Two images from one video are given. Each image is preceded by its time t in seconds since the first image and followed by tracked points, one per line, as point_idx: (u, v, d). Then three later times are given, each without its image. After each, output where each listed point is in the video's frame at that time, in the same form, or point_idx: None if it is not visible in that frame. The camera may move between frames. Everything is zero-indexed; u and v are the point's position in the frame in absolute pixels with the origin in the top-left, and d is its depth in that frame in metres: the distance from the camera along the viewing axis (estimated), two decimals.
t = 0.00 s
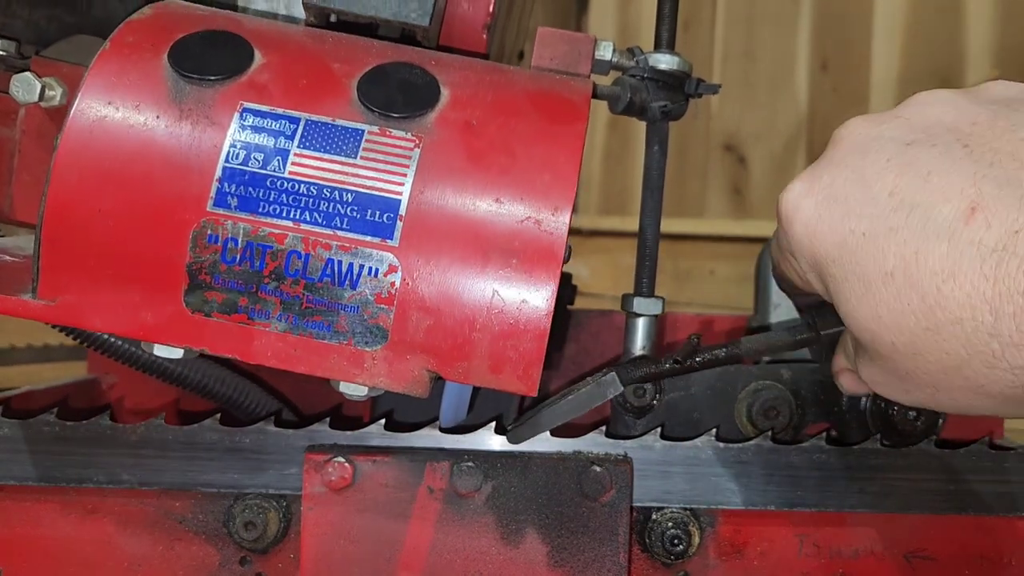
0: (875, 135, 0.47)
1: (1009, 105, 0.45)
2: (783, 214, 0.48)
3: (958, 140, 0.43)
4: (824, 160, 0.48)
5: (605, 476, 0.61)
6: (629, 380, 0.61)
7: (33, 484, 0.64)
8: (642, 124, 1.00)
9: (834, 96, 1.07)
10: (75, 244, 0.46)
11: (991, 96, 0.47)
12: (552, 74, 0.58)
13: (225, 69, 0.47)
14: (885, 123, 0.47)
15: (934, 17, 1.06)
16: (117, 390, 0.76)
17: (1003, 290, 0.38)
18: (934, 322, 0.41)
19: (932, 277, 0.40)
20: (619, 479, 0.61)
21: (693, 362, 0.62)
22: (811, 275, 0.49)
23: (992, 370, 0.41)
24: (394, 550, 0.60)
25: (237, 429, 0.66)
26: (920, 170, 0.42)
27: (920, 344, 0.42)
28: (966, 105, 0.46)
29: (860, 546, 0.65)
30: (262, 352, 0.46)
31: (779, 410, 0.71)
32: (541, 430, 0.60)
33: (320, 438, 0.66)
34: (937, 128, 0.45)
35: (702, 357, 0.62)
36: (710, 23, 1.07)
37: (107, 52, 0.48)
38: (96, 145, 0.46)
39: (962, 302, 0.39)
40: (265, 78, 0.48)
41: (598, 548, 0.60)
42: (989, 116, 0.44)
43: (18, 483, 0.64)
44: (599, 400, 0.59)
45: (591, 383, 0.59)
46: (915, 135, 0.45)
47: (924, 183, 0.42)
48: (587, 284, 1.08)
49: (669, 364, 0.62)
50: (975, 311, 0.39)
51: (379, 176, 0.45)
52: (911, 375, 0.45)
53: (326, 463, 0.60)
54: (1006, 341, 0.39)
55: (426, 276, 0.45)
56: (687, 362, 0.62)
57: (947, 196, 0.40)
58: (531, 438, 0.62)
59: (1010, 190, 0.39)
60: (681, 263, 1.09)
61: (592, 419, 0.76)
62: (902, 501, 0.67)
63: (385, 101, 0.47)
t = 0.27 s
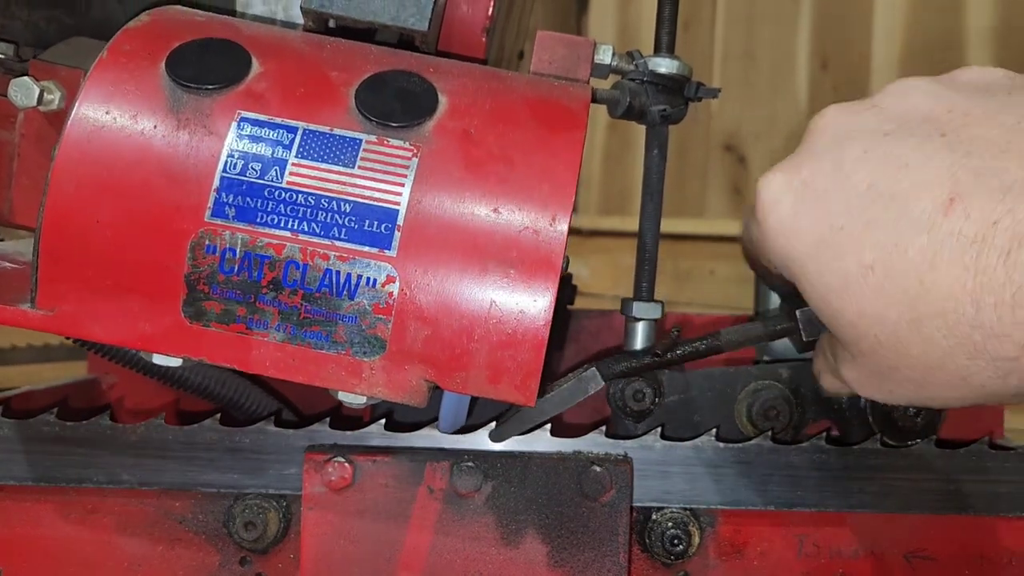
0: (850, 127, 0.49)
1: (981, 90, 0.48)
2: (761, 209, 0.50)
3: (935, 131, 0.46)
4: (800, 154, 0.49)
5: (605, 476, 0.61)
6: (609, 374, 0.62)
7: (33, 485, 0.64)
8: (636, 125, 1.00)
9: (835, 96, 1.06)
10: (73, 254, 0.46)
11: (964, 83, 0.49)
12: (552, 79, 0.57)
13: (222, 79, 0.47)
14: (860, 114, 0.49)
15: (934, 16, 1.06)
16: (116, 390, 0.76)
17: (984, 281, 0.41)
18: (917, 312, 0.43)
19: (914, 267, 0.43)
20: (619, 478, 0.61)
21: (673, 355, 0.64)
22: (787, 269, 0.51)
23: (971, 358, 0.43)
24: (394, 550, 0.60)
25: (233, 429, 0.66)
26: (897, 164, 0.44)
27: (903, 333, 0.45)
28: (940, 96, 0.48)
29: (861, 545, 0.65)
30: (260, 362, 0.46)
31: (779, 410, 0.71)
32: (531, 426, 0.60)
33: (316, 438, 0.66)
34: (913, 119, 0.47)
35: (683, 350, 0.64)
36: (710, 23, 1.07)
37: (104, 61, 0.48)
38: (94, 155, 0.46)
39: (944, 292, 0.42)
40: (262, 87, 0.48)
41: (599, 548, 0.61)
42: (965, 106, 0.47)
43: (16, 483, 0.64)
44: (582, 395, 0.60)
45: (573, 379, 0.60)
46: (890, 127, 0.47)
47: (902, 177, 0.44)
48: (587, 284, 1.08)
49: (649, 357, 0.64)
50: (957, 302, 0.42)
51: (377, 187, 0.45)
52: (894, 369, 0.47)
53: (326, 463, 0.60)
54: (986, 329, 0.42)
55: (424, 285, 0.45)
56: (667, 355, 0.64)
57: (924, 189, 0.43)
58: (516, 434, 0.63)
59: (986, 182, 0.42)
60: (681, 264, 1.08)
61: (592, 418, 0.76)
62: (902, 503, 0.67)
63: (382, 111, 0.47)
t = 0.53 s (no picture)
0: (809, 154, 0.48)
1: (933, 114, 0.47)
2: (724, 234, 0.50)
3: (891, 159, 0.45)
4: (761, 179, 0.49)
5: (605, 476, 0.61)
6: (582, 376, 0.62)
7: (31, 484, 0.64)
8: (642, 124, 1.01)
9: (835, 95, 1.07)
10: (75, 249, 0.46)
11: (918, 104, 0.48)
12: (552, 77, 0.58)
13: (224, 73, 0.47)
14: (819, 140, 0.48)
15: (934, 17, 1.06)
16: (116, 390, 0.75)
17: (939, 317, 0.41)
18: (876, 348, 0.44)
19: (871, 304, 0.43)
20: (619, 479, 0.61)
21: (647, 357, 0.65)
22: (755, 291, 0.51)
23: (931, 391, 0.44)
24: (394, 549, 0.60)
25: (209, 428, 0.66)
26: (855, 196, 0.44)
27: (862, 368, 0.45)
28: (895, 118, 0.47)
29: (860, 545, 0.65)
30: (262, 355, 0.46)
31: (780, 411, 0.70)
32: (503, 427, 0.61)
33: (292, 438, 0.66)
34: (871, 144, 0.46)
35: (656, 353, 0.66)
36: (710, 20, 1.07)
37: (106, 57, 0.48)
38: (96, 151, 0.46)
39: (902, 328, 0.42)
40: (264, 83, 0.48)
41: (599, 548, 0.61)
42: (918, 132, 0.46)
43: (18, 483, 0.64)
44: (555, 394, 0.61)
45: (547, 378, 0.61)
46: (847, 151, 0.47)
47: (859, 210, 0.44)
48: (587, 284, 1.08)
49: (623, 360, 0.65)
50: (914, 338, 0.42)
51: (378, 181, 0.45)
52: (856, 395, 0.48)
53: (326, 462, 0.60)
54: (943, 363, 0.42)
55: (425, 280, 0.45)
56: (641, 357, 0.65)
57: (880, 222, 0.43)
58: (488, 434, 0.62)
59: (940, 216, 0.42)
60: (681, 263, 1.08)
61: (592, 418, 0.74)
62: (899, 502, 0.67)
63: (384, 106, 0.47)
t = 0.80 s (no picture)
0: (781, 154, 0.52)
1: (903, 113, 0.51)
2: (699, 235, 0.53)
3: (854, 148, 0.49)
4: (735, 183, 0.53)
5: (605, 476, 0.60)
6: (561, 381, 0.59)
7: (36, 484, 0.63)
8: (642, 111, 0.99)
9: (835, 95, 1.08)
10: (79, 220, 0.46)
11: (890, 109, 0.52)
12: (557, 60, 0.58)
13: (231, 47, 0.47)
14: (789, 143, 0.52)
15: (935, 17, 1.07)
16: (116, 390, 0.76)
17: (900, 274, 0.44)
18: (843, 315, 0.46)
19: (836, 269, 0.46)
20: (619, 478, 0.60)
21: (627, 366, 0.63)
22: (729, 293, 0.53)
23: (896, 360, 0.46)
24: (394, 550, 0.60)
25: (187, 428, 0.65)
26: (820, 178, 0.48)
27: (832, 342, 0.47)
28: (864, 120, 0.51)
29: (861, 546, 0.65)
30: (266, 327, 0.45)
31: (781, 410, 0.71)
32: (481, 428, 0.60)
33: (269, 437, 0.65)
34: (838, 141, 0.50)
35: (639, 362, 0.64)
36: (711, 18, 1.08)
37: (114, 31, 0.48)
38: (102, 122, 0.46)
39: (865, 290, 0.45)
40: (271, 57, 0.48)
41: (598, 548, 0.60)
42: (886, 125, 0.50)
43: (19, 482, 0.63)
44: (534, 398, 0.58)
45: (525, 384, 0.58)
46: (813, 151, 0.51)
47: (824, 188, 0.47)
48: (587, 284, 1.09)
49: (604, 367, 0.64)
50: (877, 297, 0.45)
51: (384, 151, 0.45)
52: (828, 380, 0.49)
53: (325, 463, 0.59)
54: (905, 324, 0.45)
55: (431, 250, 0.45)
56: (621, 365, 0.63)
57: (842, 195, 0.47)
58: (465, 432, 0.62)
59: (897, 182, 0.46)
60: (681, 263, 1.09)
61: (594, 418, 0.75)
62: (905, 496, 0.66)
63: (390, 79, 0.47)
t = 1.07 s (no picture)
0: (801, 179, 0.49)
1: (924, 138, 0.48)
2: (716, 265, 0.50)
3: (881, 183, 0.46)
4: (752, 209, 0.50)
5: (605, 476, 0.60)
6: (561, 388, 0.60)
7: (37, 484, 0.62)
8: (632, 103, 1.00)
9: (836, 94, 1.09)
10: (82, 203, 0.46)
11: (909, 130, 0.49)
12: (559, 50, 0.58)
13: (236, 32, 0.48)
14: (809, 165, 0.49)
15: (934, 18, 1.07)
16: (116, 390, 0.75)
17: (936, 332, 0.42)
18: (877, 367, 0.44)
19: (870, 323, 0.44)
20: (619, 478, 0.60)
21: (628, 376, 0.62)
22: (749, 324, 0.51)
23: (932, 409, 0.44)
24: (394, 550, 0.59)
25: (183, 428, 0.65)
26: (847, 216, 0.45)
27: (863, 387, 0.45)
28: (886, 145, 0.48)
29: (861, 546, 0.64)
30: (269, 310, 0.45)
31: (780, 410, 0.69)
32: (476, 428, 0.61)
33: (263, 437, 0.64)
34: (862, 170, 0.48)
35: (639, 372, 0.62)
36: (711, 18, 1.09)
37: (119, 17, 0.48)
38: (107, 105, 0.46)
39: (901, 346, 0.43)
40: (275, 42, 0.48)
41: (599, 548, 0.59)
42: (908, 154, 0.47)
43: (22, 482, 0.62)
44: (531, 403, 0.60)
45: (523, 388, 0.60)
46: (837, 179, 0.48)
47: (852, 230, 0.45)
48: (587, 284, 1.08)
49: (602, 375, 0.62)
50: (914, 354, 0.43)
51: (389, 134, 0.45)
52: (860, 419, 0.47)
53: (326, 463, 0.59)
54: (943, 380, 0.43)
55: (435, 232, 0.45)
56: (622, 376, 0.62)
57: (874, 241, 0.44)
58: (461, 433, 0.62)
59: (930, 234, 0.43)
60: (681, 263, 1.08)
61: (596, 418, 0.76)
62: (908, 492, 0.66)
63: (394, 63, 0.47)
